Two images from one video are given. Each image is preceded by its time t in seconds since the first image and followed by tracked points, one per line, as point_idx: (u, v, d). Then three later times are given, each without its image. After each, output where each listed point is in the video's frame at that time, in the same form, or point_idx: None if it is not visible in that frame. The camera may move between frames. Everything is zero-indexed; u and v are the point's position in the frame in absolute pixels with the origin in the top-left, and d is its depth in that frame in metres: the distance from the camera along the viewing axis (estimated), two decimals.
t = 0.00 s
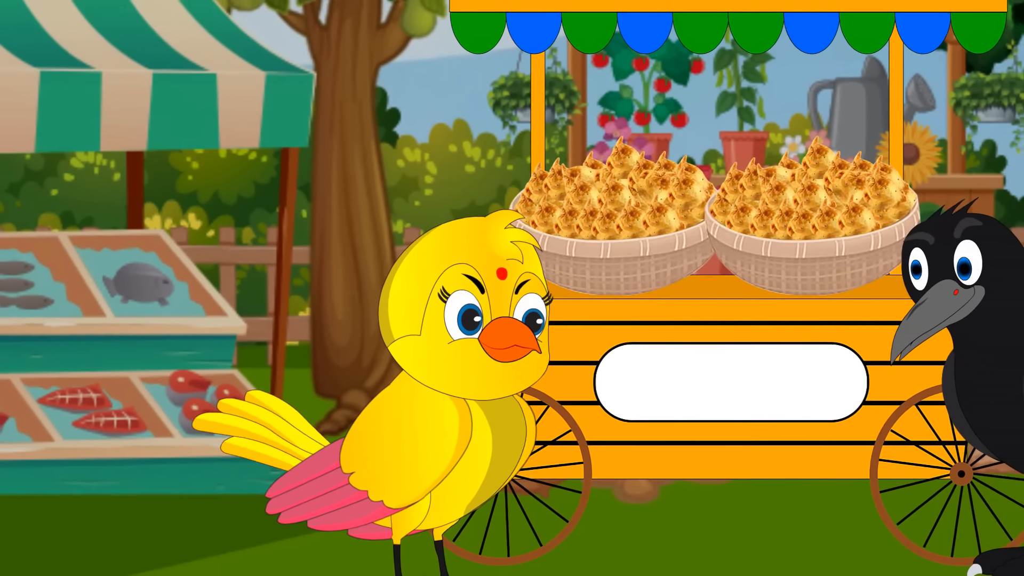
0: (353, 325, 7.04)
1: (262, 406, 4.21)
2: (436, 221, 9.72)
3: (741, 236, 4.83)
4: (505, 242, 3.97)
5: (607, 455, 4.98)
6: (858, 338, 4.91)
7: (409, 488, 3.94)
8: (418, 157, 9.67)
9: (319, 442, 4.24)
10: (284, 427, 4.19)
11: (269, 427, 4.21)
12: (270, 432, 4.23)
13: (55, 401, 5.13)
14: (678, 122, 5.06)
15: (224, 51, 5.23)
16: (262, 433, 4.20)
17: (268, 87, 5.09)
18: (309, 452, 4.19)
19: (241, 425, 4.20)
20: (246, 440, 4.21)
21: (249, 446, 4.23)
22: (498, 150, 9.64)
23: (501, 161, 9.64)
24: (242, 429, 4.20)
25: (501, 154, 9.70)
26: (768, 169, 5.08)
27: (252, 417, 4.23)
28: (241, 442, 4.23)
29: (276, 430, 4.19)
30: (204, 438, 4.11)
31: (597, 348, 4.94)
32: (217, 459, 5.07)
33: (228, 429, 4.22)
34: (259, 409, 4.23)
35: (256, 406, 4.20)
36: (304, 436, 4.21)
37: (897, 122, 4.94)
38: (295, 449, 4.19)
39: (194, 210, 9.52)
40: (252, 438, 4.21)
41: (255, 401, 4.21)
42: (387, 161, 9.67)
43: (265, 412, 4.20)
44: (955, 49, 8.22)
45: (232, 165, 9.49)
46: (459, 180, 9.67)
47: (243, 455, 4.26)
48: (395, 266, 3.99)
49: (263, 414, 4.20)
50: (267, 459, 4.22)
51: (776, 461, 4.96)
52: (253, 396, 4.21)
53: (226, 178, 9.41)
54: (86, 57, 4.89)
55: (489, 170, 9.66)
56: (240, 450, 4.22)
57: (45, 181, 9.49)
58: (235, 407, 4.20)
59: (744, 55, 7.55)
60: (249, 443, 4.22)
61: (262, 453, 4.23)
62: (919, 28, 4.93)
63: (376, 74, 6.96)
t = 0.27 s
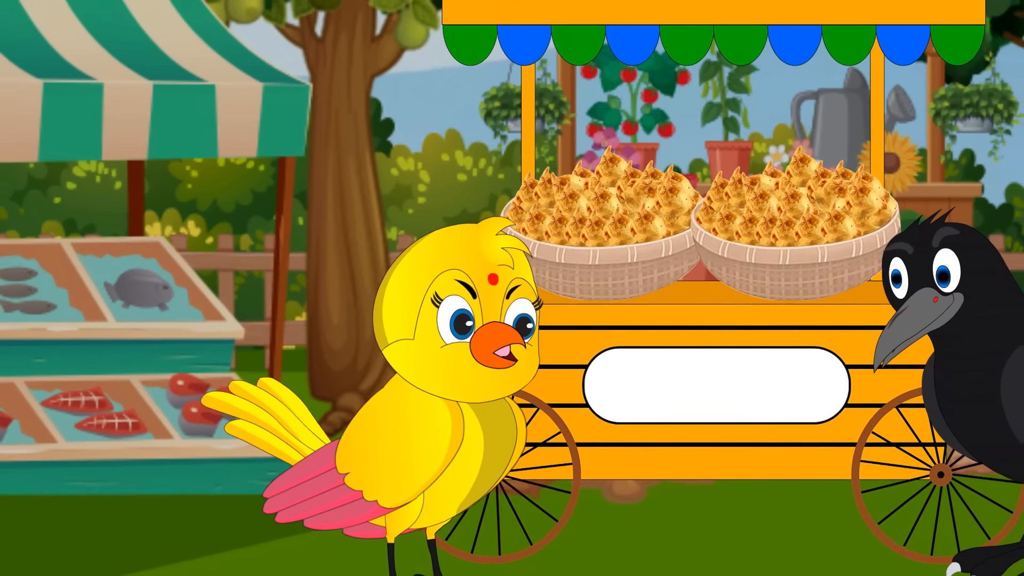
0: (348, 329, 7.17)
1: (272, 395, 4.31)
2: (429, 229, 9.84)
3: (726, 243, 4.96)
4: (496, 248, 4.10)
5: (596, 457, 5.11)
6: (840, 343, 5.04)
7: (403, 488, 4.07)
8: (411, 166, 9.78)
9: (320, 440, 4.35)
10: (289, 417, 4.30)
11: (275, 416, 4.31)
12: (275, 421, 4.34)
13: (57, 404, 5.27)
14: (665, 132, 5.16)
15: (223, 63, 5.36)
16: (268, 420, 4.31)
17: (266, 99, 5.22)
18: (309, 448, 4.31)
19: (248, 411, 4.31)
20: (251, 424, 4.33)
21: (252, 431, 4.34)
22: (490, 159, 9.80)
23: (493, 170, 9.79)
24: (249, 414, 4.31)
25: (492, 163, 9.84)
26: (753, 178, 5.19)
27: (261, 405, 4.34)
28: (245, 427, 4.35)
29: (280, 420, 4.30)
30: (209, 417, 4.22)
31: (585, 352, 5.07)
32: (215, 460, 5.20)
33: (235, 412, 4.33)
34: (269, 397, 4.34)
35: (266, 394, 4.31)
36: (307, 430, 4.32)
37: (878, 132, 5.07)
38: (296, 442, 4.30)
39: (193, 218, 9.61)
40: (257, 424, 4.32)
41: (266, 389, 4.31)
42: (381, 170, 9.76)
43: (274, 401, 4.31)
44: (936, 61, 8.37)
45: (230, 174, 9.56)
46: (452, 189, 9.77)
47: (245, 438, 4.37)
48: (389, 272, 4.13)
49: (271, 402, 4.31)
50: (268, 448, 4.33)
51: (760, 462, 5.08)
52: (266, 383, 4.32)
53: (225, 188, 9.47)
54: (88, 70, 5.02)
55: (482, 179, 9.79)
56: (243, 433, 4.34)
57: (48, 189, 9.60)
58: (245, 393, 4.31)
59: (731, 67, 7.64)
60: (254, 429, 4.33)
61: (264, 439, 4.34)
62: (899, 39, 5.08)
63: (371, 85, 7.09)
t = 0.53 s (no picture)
0: (343, 333, 7.31)
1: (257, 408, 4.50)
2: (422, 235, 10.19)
3: (711, 249, 5.09)
4: (487, 255, 4.25)
5: (584, 458, 5.24)
6: (822, 347, 5.18)
7: (396, 488, 4.21)
8: (405, 174, 10.15)
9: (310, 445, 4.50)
10: (277, 428, 4.47)
11: (263, 427, 4.47)
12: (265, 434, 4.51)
13: (61, 406, 5.41)
14: (652, 143, 5.31)
15: (222, 74, 5.51)
16: (257, 434, 4.47)
17: (263, 110, 5.36)
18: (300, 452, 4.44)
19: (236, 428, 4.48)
20: (243, 441, 4.49)
21: (244, 447, 4.50)
22: (481, 168, 10.15)
23: (484, 179, 10.14)
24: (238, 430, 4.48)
25: (482, 172, 10.20)
26: (737, 186, 5.32)
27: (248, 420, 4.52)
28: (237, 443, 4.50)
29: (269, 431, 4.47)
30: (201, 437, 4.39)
31: (574, 356, 5.22)
32: (214, 461, 5.33)
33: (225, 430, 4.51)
34: (254, 412, 4.52)
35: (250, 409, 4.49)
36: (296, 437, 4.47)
37: (858, 142, 5.22)
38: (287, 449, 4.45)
39: (192, 225, 9.83)
40: (247, 438, 4.48)
41: (250, 405, 4.50)
42: (375, 178, 10.13)
43: (259, 415, 4.48)
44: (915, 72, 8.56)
45: (228, 183, 9.78)
46: (444, 197, 10.13)
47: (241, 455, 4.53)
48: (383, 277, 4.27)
49: (258, 416, 4.48)
50: (261, 459, 4.49)
51: (745, 464, 5.21)
52: (249, 399, 4.51)
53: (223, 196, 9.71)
54: (90, 80, 5.15)
55: (473, 187, 10.15)
56: (237, 449, 4.49)
57: (51, 198, 9.80)
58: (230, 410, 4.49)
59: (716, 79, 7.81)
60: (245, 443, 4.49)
61: (257, 454, 4.50)
62: (880, 51, 5.24)
63: (365, 96, 7.24)
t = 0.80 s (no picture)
0: (338, 338, 7.47)
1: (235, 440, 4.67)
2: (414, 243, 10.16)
3: (696, 256, 5.25)
4: (479, 261, 4.41)
5: (573, 459, 5.38)
6: (804, 351, 5.32)
7: (390, 488, 4.36)
8: (398, 184, 10.16)
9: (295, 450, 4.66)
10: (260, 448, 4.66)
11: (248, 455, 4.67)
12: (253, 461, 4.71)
13: (64, 409, 5.55)
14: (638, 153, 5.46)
15: (221, 86, 5.65)
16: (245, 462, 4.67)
17: (260, 120, 5.50)
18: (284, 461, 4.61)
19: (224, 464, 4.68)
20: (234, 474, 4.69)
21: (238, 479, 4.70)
22: (472, 178, 10.20)
23: (475, 188, 10.20)
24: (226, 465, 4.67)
25: (475, 181, 10.23)
26: (722, 196, 5.48)
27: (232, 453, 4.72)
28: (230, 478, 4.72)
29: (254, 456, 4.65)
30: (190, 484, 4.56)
31: (563, 360, 5.36)
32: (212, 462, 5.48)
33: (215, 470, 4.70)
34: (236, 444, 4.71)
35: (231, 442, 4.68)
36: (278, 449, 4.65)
37: (840, 151, 5.35)
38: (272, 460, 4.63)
39: (191, 233, 9.99)
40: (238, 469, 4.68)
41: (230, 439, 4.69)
42: (369, 188, 10.13)
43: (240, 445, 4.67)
44: (895, 83, 8.75)
45: (227, 192, 9.92)
46: (436, 206, 10.18)
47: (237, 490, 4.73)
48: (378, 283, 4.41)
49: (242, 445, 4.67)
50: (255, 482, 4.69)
51: (729, 464, 5.36)
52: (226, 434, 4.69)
53: (221, 203, 9.84)
54: (91, 92, 5.29)
55: (464, 197, 10.19)
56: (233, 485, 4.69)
57: (54, 206, 9.94)
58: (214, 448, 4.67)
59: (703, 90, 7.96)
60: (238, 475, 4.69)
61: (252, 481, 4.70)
62: (860, 64, 5.36)
63: (360, 107, 7.39)
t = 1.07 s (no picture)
0: (333, 342, 7.62)
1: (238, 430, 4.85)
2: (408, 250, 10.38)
3: (681, 263, 5.40)
4: (472, 268, 4.53)
5: (561, 460, 5.53)
6: (787, 355, 5.47)
7: (383, 489, 4.51)
8: (392, 193, 10.33)
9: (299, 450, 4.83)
10: (265, 442, 4.82)
11: (252, 444, 4.83)
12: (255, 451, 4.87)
13: (67, 412, 5.72)
14: (623, 163, 5.55)
15: (219, 97, 5.81)
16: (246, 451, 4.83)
17: (257, 131, 5.65)
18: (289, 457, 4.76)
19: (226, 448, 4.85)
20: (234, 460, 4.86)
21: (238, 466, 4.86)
22: (464, 187, 10.28)
23: (466, 197, 10.25)
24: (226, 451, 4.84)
25: (466, 190, 10.29)
26: (706, 204, 5.63)
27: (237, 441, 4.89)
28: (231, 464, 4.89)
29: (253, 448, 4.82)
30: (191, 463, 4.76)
31: (552, 364, 5.51)
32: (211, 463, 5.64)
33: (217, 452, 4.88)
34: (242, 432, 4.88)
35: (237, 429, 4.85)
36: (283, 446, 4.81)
37: (821, 161, 5.51)
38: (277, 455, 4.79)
39: (190, 240, 10.10)
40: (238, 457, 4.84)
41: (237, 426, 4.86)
42: (363, 196, 10.33)
43: (246, 434, 4.84)
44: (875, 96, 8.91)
45: (225, 200, 10.09)
46: (429, 215, 10.30)
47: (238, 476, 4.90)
48: (373, 289, 4.57)
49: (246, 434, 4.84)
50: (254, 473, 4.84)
51: (713, 465, 5.51)
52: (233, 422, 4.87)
53: (220, 212, 9.98)
54: (93, 103, 5.45)
55: (456, 205, 10.26)
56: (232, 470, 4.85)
57: (57, 214, 10.09)
58: (218, 433, 4.85)
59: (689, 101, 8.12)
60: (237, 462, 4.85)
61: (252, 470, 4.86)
62: (841, 76, 5.51)
63: (354, 118, 7.56)
